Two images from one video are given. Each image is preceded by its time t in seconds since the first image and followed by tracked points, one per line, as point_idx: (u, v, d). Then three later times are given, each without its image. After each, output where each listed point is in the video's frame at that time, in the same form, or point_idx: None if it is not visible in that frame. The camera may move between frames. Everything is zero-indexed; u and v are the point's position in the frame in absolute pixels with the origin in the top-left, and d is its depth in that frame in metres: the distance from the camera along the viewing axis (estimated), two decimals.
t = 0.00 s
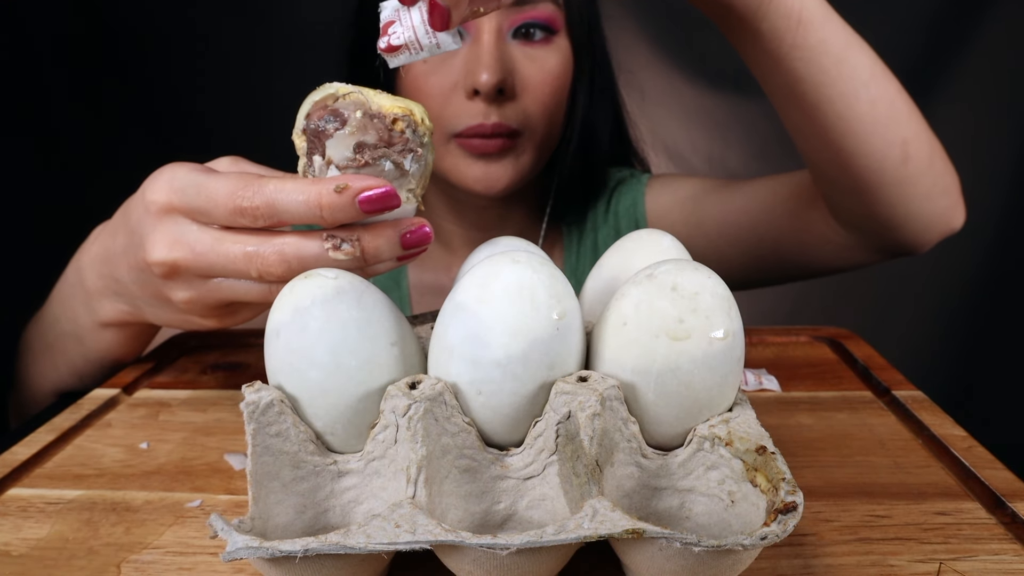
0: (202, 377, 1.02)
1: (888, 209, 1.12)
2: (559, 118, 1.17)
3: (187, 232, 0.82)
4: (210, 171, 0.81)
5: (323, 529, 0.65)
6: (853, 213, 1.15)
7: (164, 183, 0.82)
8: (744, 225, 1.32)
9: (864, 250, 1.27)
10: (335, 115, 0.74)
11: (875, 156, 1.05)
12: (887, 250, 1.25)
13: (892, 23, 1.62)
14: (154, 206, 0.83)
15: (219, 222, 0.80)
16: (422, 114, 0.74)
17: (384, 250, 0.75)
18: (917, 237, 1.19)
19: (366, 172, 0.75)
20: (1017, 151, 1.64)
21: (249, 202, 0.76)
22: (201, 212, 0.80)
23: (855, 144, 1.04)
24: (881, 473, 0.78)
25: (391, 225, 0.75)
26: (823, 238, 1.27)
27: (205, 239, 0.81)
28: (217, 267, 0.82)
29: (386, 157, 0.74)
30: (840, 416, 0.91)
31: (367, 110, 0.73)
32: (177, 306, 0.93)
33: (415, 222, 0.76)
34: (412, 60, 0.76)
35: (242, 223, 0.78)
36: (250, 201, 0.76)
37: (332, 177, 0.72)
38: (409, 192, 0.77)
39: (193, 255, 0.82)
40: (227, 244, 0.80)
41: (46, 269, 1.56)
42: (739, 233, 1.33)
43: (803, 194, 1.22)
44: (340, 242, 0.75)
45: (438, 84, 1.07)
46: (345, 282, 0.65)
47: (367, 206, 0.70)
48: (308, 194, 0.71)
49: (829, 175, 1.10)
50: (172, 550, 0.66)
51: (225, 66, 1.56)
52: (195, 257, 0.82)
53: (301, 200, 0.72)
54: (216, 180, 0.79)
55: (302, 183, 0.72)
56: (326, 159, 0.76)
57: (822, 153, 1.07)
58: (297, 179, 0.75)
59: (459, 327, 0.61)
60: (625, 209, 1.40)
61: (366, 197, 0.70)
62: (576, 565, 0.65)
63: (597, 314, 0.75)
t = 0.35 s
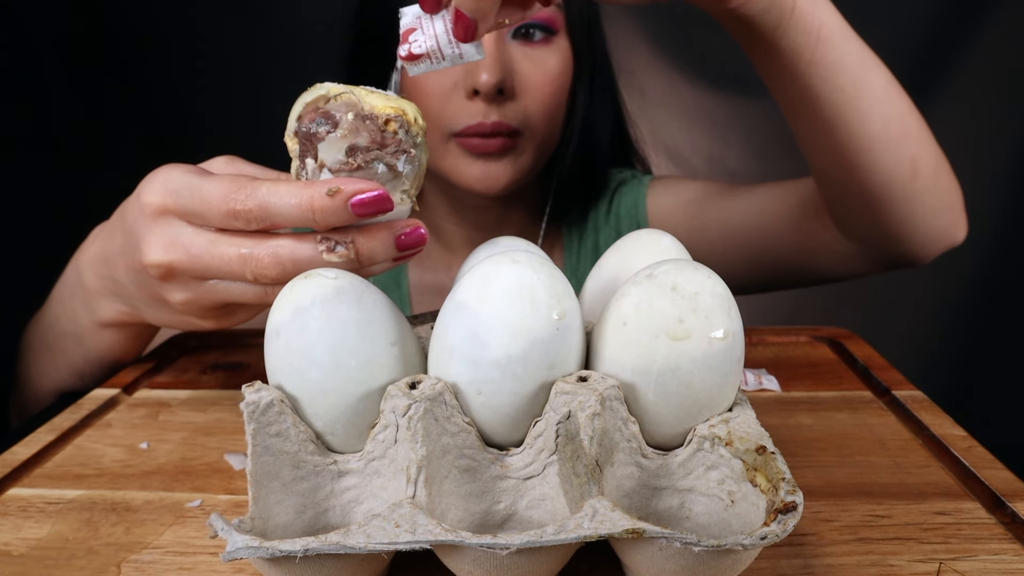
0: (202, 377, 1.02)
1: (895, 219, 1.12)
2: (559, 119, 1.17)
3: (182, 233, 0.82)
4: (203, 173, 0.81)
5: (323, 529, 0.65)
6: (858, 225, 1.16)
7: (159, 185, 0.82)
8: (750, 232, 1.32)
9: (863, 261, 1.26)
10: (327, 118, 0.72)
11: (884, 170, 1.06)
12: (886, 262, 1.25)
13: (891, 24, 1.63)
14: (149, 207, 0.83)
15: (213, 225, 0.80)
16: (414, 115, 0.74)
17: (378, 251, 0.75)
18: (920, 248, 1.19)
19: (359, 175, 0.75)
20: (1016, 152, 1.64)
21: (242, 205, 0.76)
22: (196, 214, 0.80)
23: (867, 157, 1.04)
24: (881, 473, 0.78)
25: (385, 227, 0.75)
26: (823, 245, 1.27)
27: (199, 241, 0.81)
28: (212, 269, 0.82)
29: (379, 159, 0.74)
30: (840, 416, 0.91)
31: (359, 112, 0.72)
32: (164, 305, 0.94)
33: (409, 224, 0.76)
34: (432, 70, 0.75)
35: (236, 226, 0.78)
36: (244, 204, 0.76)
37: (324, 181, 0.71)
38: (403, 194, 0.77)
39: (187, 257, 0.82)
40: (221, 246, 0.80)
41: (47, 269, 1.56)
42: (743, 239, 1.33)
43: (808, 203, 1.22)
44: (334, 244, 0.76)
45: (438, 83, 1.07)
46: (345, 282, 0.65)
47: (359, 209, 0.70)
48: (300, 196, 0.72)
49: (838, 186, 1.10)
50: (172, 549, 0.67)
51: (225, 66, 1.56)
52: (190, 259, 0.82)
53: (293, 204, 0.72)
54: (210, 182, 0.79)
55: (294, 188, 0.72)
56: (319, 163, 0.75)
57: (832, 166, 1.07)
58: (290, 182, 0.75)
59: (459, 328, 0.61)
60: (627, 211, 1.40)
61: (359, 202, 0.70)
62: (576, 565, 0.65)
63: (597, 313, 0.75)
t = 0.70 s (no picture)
0: (202, 377, 1.02)
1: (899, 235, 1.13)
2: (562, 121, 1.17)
3: (180, 241, 0.82)
4: (200, 180, 0.81)
5: (323, 529, 0.65)
6: (869, 239, 1.16)
7: (154, 192, 0.82)
8: (755, 246, 1.32)
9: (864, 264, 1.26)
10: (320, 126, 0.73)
11: (896, 196, 1.06)
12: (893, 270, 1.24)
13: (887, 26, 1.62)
14: (145, 215, 0.83)
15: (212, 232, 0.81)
16: (407, 117, 0.74)
17: (377, 257, 0.76)
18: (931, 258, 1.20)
19: (355, 183, 0.75)
20: (1016, 152, 1.64)
21: (239, 215, 0.76)
22: (193, 222, 0.80)
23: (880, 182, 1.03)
24: (881, 472, 0.78)
25: (382, 233, 0.75)
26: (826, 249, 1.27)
27: (198, 248, 0.82)
28: (210, 275, 0.82)
29: (374, 166, 0.74)
30: (840, 416, 0.91)
31: (353, 118, 0.73)
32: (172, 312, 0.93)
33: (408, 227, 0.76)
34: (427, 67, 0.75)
35: (233, 235, 0.78)
36: (240, 214, 0.76)
37: (321, 189, 0.72)
38: (400, 198, 0.77)
39: (187, 264, 0.82)
40: (220, 253, 0.81)
41: (46, 269, 1.56)
42: (746, 245, 1.34)
43: (812, 217, 1.23)
44: (333, 252, 0.76)
45: (439, 84, 1.07)
46: (345, 282, 0.65)
47: (357, 217, 0.70)
48: (297, 206, 0.72)
49: (848, 209, 1.11)
50: (172, 549, 0.67)
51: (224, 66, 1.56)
52: (188, 266, 0.82)
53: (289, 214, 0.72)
54: (207, 190, 0.79)
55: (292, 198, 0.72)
56: (314, 170, 0.75)
57: (849, 196, 1.08)
58: (286, 190, 0.75)
59: (458, 328, 0.61)
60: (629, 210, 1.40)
61: (357, 209, 0.70)
62: (576, 564, 0.65)
63: (597, 314, 0.75)
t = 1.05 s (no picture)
0: (202, 377, 1.02)
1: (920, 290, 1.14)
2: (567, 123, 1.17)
3: (157, 250, 0.82)
4: (169, 188, 0.81)
5: (324, 529, 0.65)
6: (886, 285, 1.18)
7: (124, 203, 0.81)
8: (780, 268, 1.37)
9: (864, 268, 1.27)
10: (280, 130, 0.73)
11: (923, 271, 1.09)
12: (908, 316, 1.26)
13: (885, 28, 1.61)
14: (118, 226, 0.82)
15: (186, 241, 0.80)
16: (367, 104, 0.74)
17: (356, 249, 0.77)
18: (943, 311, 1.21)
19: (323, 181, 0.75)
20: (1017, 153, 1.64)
21: (210, 224, 0.76)
22: (166, 231, 0.80)
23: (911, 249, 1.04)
24: (881, 472, 0.78)
25: (358, 226, 0.76)
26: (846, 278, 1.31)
27: (174, 256, 0.81)
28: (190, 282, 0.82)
29: (340, 161, 0.74)
30: (840, 416, 0.91)
31: (311, 114, 0.72)
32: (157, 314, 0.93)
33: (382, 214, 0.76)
34: None
35: (206, 243, 0.78)
36: (211, 222, 0.76)
37: (290, 190, 0.72)
38: (371, 186, 0.76)
39: (165, 273, 0.82)
40: (195, 261, 0.81)
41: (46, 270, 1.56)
42: (760, 270, 1.39)
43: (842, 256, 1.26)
44: (310, 248, 0.77)
45: (442, 83, 1.08)
46: (345, 282, 0.65)
47: (329, 214, 0.70)
48: (267, 210, 0.72)
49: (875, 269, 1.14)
50: (173, 548, 0.67)
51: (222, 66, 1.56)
52: (168, 274, 0.82)
53: (260, 219, 0.73)
54: (177, 200, 0.79)
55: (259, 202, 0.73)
56: (279, 173, 0.75)
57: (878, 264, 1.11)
58: (255, 194, 0.75)
59: (459, 328, 0.61)
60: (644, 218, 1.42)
61: (328, 206, 0.70)
62: (576, 563, 0.66)
63: (597, 314, 0.75)
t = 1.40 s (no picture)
0: (203, 377, 1.02)
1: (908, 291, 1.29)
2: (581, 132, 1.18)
3: (144, 237, 0.83)
4: (154, 175, 0.81)
5: (324, 528, 0.65)
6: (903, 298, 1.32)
7: (110, 191, 0.81)
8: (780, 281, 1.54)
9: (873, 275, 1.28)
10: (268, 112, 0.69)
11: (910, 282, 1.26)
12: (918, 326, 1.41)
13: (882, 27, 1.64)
14: (105, 215, 0.83)
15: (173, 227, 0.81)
16: (360, 86, 0.70)
17: (341, 239, 0.75)
18: (952, 317, 1.35)
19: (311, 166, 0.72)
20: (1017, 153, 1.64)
21: (194, 211, 0.76)
22: (152, 219, 0.80)
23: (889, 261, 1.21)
24: (882, 472, 0.78)
25: (345, 216, 0.74)
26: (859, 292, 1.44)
27: (161, 244, 0.82)
28: (177, 271, 0.83)
29: (329, 145, 0.70)
30: (840, 416, 0.91)
31: (300, 96, 0.69)
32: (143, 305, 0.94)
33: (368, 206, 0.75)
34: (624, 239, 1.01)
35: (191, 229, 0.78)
36: (195, 208, 0.76)
37: (277, 173, 0.70)
38: (362, 172, 0.73)
39: (152, 262, 0.83)
40: (184, 248, 0.81)
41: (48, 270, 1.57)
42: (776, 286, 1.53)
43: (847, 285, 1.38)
44: (294, 239, 0.76)
45: (443, 83, 1.08)
46: (346, 281, 0.65)
47: (315, 200, 0.68)
48: (251, 194, 0.71)
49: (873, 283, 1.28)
50: (173, 548, 0.67)
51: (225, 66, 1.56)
52: (153, 265, 0.83)
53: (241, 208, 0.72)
54: (160, 186, 0.79)
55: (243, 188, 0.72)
56: (266, 157, 0.72)
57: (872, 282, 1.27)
58: (241, 179, 0.74)
59: (459, 328, 0.61)
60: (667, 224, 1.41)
61: (312, 191, 0.67)
62: (576, 563, 0.66)
63: (597, 314, 0.75)
